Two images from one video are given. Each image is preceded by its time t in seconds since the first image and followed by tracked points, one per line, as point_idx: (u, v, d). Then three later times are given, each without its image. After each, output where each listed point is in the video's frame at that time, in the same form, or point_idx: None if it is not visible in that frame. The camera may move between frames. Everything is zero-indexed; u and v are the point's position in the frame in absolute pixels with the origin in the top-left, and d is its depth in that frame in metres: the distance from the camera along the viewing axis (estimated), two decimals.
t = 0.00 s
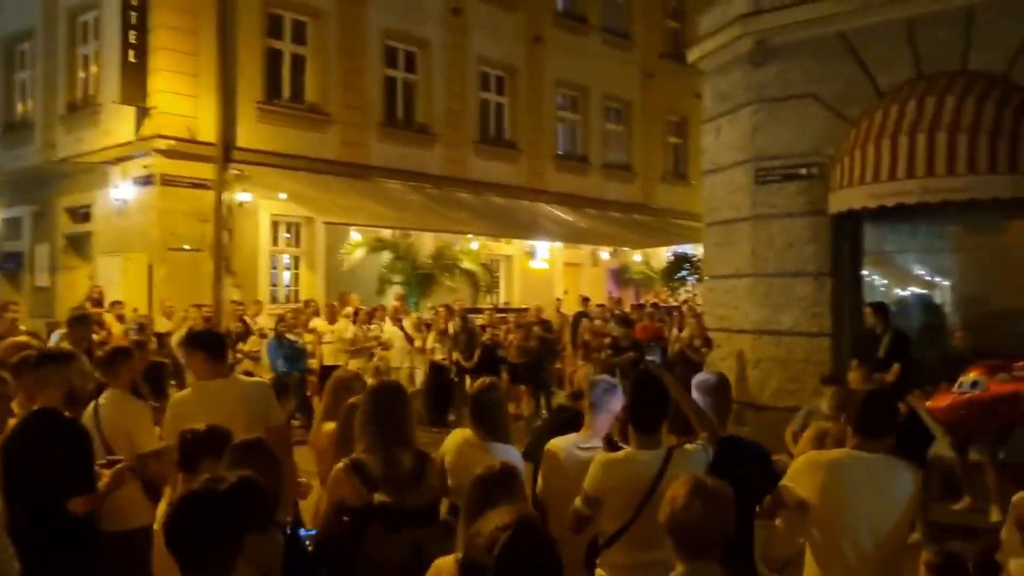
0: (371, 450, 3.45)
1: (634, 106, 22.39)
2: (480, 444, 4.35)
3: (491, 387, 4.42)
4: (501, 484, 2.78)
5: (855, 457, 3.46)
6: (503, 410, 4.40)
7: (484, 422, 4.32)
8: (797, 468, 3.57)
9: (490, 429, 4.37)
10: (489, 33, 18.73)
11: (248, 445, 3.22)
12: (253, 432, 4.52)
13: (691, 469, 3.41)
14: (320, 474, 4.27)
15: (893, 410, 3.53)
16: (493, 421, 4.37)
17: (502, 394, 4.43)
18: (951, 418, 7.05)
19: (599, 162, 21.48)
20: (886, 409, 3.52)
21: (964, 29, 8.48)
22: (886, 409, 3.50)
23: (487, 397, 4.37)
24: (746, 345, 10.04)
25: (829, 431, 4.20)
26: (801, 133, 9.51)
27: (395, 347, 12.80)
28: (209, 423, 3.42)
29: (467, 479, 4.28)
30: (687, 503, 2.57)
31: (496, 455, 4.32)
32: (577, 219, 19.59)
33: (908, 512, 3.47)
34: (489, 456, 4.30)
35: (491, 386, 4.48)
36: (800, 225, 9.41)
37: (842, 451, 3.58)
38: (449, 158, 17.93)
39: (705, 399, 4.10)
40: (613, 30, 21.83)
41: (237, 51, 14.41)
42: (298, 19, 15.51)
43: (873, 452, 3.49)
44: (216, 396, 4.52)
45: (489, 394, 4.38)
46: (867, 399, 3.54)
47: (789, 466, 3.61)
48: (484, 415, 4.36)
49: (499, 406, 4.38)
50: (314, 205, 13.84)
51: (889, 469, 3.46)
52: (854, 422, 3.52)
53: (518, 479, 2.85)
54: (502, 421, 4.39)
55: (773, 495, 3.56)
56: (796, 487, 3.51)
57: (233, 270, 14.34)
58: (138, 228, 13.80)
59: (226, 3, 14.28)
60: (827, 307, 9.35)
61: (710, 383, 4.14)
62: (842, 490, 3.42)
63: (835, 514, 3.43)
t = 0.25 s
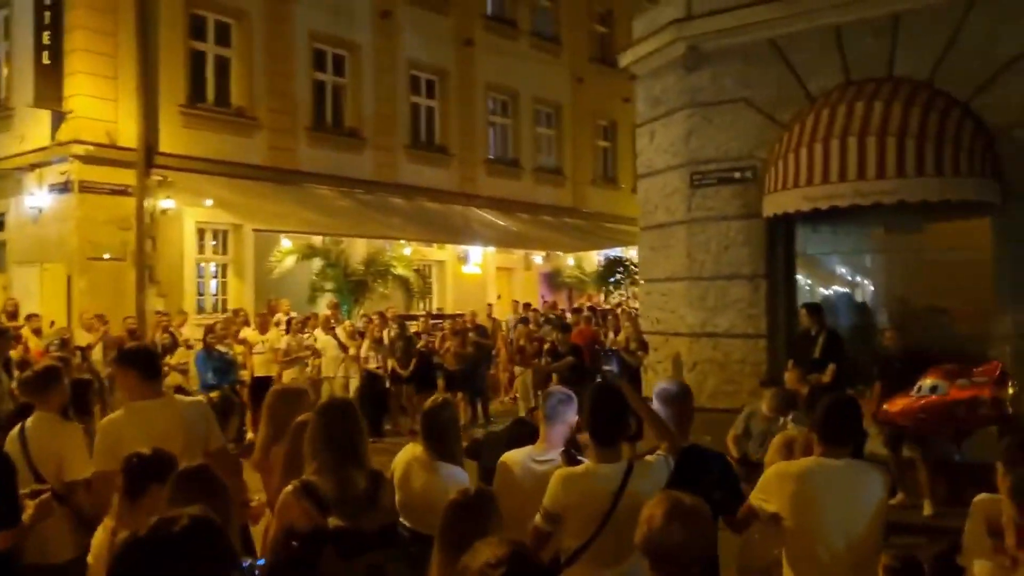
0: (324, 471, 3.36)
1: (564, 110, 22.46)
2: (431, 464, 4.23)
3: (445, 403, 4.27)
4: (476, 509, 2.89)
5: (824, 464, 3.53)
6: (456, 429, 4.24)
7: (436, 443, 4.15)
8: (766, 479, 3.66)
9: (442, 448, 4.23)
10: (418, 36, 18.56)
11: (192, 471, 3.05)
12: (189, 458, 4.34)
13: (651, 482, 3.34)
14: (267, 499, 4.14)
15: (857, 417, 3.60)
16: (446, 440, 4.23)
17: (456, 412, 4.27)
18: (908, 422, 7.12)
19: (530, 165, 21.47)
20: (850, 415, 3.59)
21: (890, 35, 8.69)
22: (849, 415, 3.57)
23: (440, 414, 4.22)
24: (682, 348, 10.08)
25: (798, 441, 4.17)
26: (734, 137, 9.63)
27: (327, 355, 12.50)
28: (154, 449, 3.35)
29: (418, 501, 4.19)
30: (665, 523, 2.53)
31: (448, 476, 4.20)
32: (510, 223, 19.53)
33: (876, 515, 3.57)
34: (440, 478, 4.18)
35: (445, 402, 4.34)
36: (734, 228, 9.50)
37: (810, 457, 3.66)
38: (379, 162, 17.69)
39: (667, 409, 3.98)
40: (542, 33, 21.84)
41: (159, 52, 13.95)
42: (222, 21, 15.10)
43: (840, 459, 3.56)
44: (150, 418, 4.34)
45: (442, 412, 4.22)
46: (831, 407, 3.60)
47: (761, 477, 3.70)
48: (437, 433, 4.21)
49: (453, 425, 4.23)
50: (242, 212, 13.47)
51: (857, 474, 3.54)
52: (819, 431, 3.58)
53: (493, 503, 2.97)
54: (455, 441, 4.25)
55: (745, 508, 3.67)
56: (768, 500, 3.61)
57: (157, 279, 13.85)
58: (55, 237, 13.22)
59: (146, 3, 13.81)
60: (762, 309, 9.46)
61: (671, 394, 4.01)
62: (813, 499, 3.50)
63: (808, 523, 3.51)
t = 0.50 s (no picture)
0: (294, 487, 3.21)
1: (517, 109, 22.32)
2: (396, 473, 4.03)
3: (412, 410, 4.10)
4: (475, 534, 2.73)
5: (821, 473, 3.46)
6: (423, 435, 4.05)
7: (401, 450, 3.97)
8: (766, 495, 3.58)
9: (408, 455, 4.03)
10: (369, 33, 18.23)
11: (153, 493, 2.95)
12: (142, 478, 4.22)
13: (635, 493, 3.35)
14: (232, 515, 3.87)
15: (850, 422, 3.54)
16: (411, 447, 4.02)
17: (424, 418, 4.10)
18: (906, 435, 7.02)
19: (483, 164, 21.28)
20: (843, 421, 3.53)
21: (849, 34, 8.68)
22: (842, 420, 3.52)
23: (405, 422, 4.05)
24: (643, 348, 9.96)
25: (793, 449, 4.21)
26: (694, 135, 9.56)
27: (280, 360, 12.05)
28: (107, 470, 3.31)
29: (386, 513, 3.99)
30: (675, 546, 2.47)
31: (415, 485, 3.99)
32: (463, 222, 19.31)
33: (879, 521, 3.47)
34: (406, 486, 3.97)
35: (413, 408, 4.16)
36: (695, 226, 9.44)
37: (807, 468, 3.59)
38: (330, 161, 17.34)
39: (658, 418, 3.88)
40: (494, 31, 21.66)
41: (101, 47, 13.43)
42: (167, 15, 14.63)
43: (838, 466, 3.49)
44: (100, 433, 4.23)
45: (407, 420, 4.05)
46: (821, 413, 3.55)
47: (761, 493, 3.62)
48: (402, 441, 4.02)
49: (419, 431, 4.03)
50: (190, 212, 13.06)
51: (857, 480, 3.46)
52: (814, 440, 3.52)
53: (495, 522, 2.83)
54: (421, 447, 4.05)
55: (747, 523, 3.61)
56: (771, 516, 3.53)
57: (100, 282, 13.35)
58: None
59: None
60: (723, 308, 9.38)
61: (664, 401, 3.90)
62: (815, 509, 3.42)
63: (812, 534, 3.41)
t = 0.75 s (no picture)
0: (264, 498, 3.10)
1: (477, 109, 22.20)
2: (363, 476, 4.01)
3: (379, 413, 4.10)
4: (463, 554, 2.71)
5: (812, 483, 3.43)
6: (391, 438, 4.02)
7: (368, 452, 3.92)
8: (758, 509, 3.53)
9: (375, 459, 4.00)
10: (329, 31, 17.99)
11: (117, 509, 2.85)
12: (95, 488, 4.24)
13: (617, 504, 3.43)
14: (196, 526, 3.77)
15: (838, 430, 3.51)
16: (378, 450, 4.00)
17: (390, 422, 4.09)
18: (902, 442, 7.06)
19: (443, 164, 21.13)
20: (830, 430, 3.51)
21: (813, 38, 8.73)
22: (830, 429, 3.49)
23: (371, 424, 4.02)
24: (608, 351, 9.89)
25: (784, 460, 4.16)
26: (660, 136, 9.54)
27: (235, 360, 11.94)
28: (60, 487, 3.35)
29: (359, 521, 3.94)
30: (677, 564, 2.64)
31: (386, 489, 3.97)
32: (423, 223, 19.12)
33: (872, 529, 3.45)
34: (376, 491, 3.94)
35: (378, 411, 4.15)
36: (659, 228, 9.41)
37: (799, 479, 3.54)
38: (288, 160, 17.05)
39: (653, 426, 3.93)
40: (454, 30, 21.51)
41: (52, 39, 13.04)
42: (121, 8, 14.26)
43: (829, 476, 3.45)
44: (53, 441, 4.24)
45: (372, 423, 4.01)
46: (807, 425, 3.54)
47: (751, 506, 3.57)
48: (369, 445, 3.99)
49: (386, 434, 4.01)
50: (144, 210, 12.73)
51: (848, 489, 3.43)
52: (803, 451, 3.48)
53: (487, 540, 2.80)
54: (387, 449, 4.03)
55: (739, 538, 3.55)
56: (766, 529, 3.47)
57: (49, 282, 12.95)
58: None
59: None
60: (687, 310, 9.34)
61: (663, 407, 3.96)
62: (809, 519, 3.36)
63: (808, 545, 3.35)
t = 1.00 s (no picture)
0: (228, 513, 2.96)
1: (418, 109, 21.98)
2: (332, 486, 3.79)
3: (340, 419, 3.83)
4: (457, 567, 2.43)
5: (800, 488, 3.40)
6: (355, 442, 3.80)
7: (331, 464, 3.70)
8: (740, 511, 3.48)
9: (340, 467, 3.78)
10: (268, 26, 17.59)
11: (71, 530, 2.63)
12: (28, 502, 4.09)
13: (600, 513, 3.33)
14: (148, 545, 3.57)
15: (825, 433, 3.49)
16: (345, 456, 3.78)
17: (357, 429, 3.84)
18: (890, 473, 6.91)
19: (384, 165, 20.85)
20: (815, 431, 3.49)
21: (763, 43, 8.80)
22: (817, 431, 3.46)
23: (333, 432, 3.77)
24: (557, 354, 9.80)
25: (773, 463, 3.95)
26: (610, 138, 9.49)
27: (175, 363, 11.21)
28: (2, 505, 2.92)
29: (336, 534, 3.75)
30: None
31: (361, 496, 3.77)
32: (365, 223, 18.82)
33: (857, 535, 3.45)
34: (352, 499, 3.75)
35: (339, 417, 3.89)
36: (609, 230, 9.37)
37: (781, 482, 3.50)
38: (225, 158, 16.60)
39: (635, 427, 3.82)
40: (396, 29, 21.25)
41: None
42: None
43: (815, 481, 3.43)
44: None
45: (334, 431, 3.76)
46: (795, 426, 3.49)
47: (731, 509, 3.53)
48: (331, 455, 3.77)
49: (350, 440, 3.78)
50: (75, 207, 12.21)
51: (833, 496, 3.42)
52: (791, 452, 3.44)
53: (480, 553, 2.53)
54: (352, 455, 3.80)
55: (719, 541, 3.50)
56: (750, 532, 3.42)
57: None
58: None
59: None
60: (637, 313, 9.28)
61: (642, 412, 3.86)
62: (797, 522, 3.35)
63: (796, 549, 3.34)
